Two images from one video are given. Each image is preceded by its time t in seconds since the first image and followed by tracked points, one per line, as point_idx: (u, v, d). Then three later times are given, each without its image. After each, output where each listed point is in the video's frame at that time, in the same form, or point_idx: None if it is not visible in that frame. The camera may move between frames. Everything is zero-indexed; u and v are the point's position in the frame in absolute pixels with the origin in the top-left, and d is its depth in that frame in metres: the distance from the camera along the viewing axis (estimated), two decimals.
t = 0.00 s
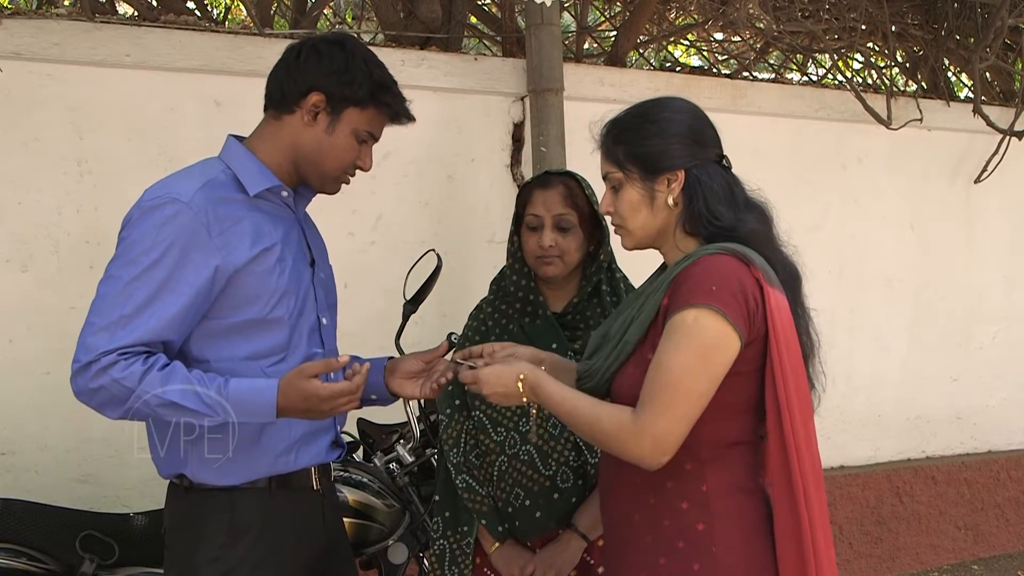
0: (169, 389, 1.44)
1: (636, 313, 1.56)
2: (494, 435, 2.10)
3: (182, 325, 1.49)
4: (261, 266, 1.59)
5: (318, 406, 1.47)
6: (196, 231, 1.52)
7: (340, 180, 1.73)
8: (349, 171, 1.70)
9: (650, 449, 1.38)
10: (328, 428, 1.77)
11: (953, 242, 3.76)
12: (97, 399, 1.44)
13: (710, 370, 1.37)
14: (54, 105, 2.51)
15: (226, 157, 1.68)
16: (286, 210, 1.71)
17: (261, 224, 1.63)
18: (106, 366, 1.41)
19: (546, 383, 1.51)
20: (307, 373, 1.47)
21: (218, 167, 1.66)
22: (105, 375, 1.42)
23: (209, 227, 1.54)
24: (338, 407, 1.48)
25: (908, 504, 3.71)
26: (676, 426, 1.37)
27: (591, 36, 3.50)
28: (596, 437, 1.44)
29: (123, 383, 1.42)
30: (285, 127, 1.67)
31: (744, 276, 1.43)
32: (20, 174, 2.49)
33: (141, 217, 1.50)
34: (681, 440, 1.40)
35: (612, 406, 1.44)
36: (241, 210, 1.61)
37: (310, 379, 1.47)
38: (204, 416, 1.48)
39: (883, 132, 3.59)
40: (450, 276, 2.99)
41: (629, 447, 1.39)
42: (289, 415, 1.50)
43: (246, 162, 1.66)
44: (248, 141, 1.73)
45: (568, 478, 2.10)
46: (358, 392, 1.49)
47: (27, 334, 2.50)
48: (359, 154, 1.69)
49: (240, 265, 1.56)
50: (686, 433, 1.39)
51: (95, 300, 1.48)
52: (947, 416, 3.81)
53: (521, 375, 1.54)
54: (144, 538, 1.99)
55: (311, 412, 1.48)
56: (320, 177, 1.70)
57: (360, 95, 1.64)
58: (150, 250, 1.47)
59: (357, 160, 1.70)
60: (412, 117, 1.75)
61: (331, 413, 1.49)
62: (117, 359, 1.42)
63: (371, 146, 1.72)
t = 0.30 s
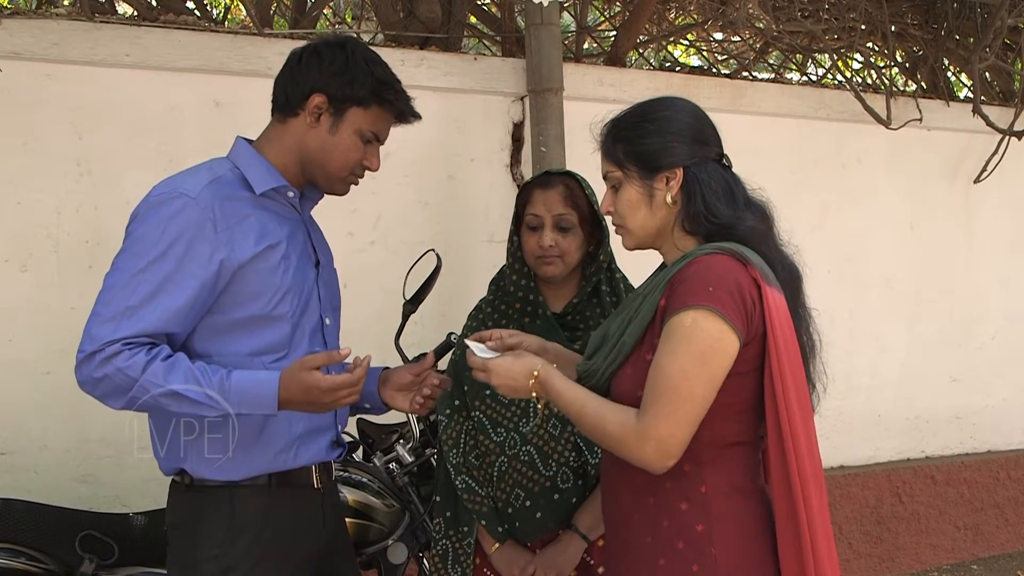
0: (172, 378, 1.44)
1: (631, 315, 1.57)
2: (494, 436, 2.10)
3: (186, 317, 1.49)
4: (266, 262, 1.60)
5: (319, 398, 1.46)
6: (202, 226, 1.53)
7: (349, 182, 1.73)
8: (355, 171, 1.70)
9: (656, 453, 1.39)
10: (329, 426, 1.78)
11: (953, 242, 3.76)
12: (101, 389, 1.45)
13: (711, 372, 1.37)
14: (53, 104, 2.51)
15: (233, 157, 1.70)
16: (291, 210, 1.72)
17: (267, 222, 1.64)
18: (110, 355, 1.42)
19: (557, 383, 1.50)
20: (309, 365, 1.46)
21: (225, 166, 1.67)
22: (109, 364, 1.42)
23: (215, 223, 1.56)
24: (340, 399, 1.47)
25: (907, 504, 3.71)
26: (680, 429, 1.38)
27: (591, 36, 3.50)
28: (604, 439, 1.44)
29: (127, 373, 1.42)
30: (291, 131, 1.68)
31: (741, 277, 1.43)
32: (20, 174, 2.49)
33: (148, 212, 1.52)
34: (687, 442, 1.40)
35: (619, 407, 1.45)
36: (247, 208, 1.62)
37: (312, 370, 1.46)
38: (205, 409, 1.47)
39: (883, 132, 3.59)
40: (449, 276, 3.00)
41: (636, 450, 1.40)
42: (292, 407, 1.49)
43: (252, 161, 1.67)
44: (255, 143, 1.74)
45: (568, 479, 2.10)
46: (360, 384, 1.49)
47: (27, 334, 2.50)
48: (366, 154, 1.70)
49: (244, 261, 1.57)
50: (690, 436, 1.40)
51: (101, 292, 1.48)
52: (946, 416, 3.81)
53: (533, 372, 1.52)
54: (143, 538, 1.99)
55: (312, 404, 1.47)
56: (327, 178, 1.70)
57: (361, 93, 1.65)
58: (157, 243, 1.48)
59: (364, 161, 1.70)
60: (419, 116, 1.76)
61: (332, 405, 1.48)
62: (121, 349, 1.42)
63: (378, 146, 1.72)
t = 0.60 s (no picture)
0: (175, 373, 1.44)
1: (632, 316, 1.57)
2: (491, 436, 2.10)
3: (190, 314, 1.50)
4: (269, 261, 1.61)
5: (319, 394, 1.47)
6: (206, 224, 1.54)
7: (358, 175, 1.74)
8: (362, 163, 1.71)
9: (669, 456, 1.39)
10: (330, 425, 1.78)
11: (950, 242, 3.76)
12: (106, 384, 1.46)
13: (718, 373, 1.37)
14: (51, 104, 2.51)
15: (239, 158, 1.71)
16: (295, 211, 1.73)
17: (270, 221, 1.64)
18: (114, 351, 1.43)
19: (574, 376, 1.50)
20: (309, 360, 1.46)
21: (230, 167, 1.68)
22: (114, 360, 1.43)
23: (220, 221, 1.56)
24: (341, 395, 1.47)
25: (905, 504, 3.72)
26: (690, 431, 1.37)
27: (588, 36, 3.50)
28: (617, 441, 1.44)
29: (131, 368, 1.43)
30: (291, 134, 1.70)
31: (744, 277, 1.43)
32: (18, 174, 2.48)
33: (154, 210, 1.53)
34: (698, 443, 1.40)
35: (631, 407, 1.44)
36: (251, 207, 1.62)
37: (312, 366, 1.46)
38: (207, 404, 1.47)
39: (880, 132, 3.59)
40: (447, 276, 2.99)
41: (647, 452, 1.40)
42: (293, 402, 1.49)
43: (257, 163, 1.68)
44: (259, 146, 1.75)
45: (567, 478, 2.09)
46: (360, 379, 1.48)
47: (25, 334, 2.50)
48: (370, 143, 1.71)
49: (247, 259, 1.57)
50: (701, 437, 1.40)
51: (107, 290, 1.49)
52: (944, 416, 3.81)
53: (553, 362, 1.53)
54: (141, 538, 1.99)
55: (312, 400, 1.48)
56: (334, 173, 1.72)
57: (351, 86, 1.67)
58: (161, 241, 1.49)
59: (370, 151, 1.72)
60: (416, 99, 1.79)
61: (333, 401, 1.48)
62: (126, 344, 1.43)
63: (380, 135, 1.74)
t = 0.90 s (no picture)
0: (176, 364, 1.46)
1: (636, 316, 1.56)
2: (491, 435, 2.10)
3: (192, 305, 1.51)
4: (272, 255, 1.62)
5: (317, 388, 1.46)
6: (210, 218, 1.55)
7: (364, 159, 1.75)
8: (365, 146, 1.72)
9: (688, 457, 1.39)
10: (330, 419, 1.79)
11: (949, 242, 3.76)
12: (109, 373, 1.47)
13: (731, 374, 1.37)
14: (49, 104, 2.50)
15: (244, 154, 1.72)
16: (300, 206, 1.74)
17: (274, 216, 1.65)
18: (118, 341, 1.44)
19: (584, 375, 1.48)
20: (305, 355, 1.46)
21: (236, 163, 1.69)
22: (117, 350, 1.45)
23: (223, 215, 1.57)
24: (338, 389, 1.47)
25: (903, 504, 3.72)
26: (706, 431, 1.38)
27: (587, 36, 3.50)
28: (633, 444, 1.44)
29: (133, 358, 1.45)
30: (292, 130, 1.71)
31: (749, 275, 1.43)
32: (16, 173, 2.48)
33: (159, 204, 1.54)
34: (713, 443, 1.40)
35: (644, 406, 1.44)
36: (254, 202, 1.64)
37: (310, 360, 1.46)
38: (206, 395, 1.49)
39: (879, 132, 3.59)
40: (446, 276, 2.99)
41: (665, 453, 1.40)
42: (290, 396, 1.50)
43: (261, 158, 1.69)
44: (264, 142, 1.76)
45: (567, 477, 2.10)
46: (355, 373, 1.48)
47: (24, 334, 2.50)
48: (371, 126, 1.72)
49: (250, 252, 1.59)
50: (716, 437, 1.40)
51: (113, 282, 1.51)
52: (942, 416, 3.81)
53: (562, 359, 1.50)
54: (139, 538, 1.99)
55: (310, 393, 1.48)
56: (339, 161, 1.73)
57: (340, 72, 1.68)
58: (166, 234, 1.50)
59: (372, 134, 1.73)
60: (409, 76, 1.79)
61: (330, 395, 1.48)
62: (129, 335, 1.45)
63: (379, 116, 1.74)
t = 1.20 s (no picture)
0: (157, 366, 1.49)
1: (640, 317, 1.55)
2: (494, 435, 2.10)
3: (178, 307, 1.56)
4: (259, 255, 1.65)
5: (288, 388, 1.47)
6: (195, 221, 1.59)
7: (360, 159, 1.79)
8: (361, 146, 1.76)
9: (703, 460, 1.38)
10: (323, 415, 1.80)
11: (948, 242, 3.76)
12: (100, 374, 1.54)
13: (743, 374, 1.37)
14: (48, 104, 2.50)
15: (239, 156, 1.76)
16: (294, 206, 1.77)
17: (261, 216, 1.68)
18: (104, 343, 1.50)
19: (586, 379, 1.48)
20: (276, 356, 1.47)
21: (229, 165, 1.73)
22: (104, 352, 1.51)
23: (210, 217, 1.61)
24: (308, 390, 1.47)
25: (903, 503, 3.72)
26: (721, 432, 1.38)
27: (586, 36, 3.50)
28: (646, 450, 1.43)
29: (118, 360, 1.50)
30: (286, 132, 1.74)
31: (754, 275, 1.43)
32: (15, 174, 2.48)
33: (148, 209, 1.59)
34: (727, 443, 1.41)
35: (656, 408, 1.43)
36: (242, 204, 1.66)
37: (279, 361, 1.47)
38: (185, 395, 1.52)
39: (878, 132, 3.59)
40: (445, 275, 2.99)
41: (679, 457, 1.39)
42: (265, 395, 1.51)
43: (254, 158, 1.72)
44: (262, 145, 1.80)
45: (570, 477, 2.11)
46: (324, 375, 1.47)
47: (24, 334, 2.50)
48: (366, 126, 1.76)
49: (236, 253, 1.62)
50: (729, 438, 1.40)
51: (107, 285, 1.57)
52: (942, 415, 3.81)
53: (564, 362, 1.50)
54: (139, 537, 1.99)
55: (283, 394, 1.48)
56: (334, 162, 1.77)
57: (337, 74, 1.72)
58: (153, 239, 1.55)
59: (367, 133, 1.77)
60: (402, 75, 1.82)
61: (301, 397, 1.48)
62: (115, 337, 1.50)
63: (374, 116, 1.78)
